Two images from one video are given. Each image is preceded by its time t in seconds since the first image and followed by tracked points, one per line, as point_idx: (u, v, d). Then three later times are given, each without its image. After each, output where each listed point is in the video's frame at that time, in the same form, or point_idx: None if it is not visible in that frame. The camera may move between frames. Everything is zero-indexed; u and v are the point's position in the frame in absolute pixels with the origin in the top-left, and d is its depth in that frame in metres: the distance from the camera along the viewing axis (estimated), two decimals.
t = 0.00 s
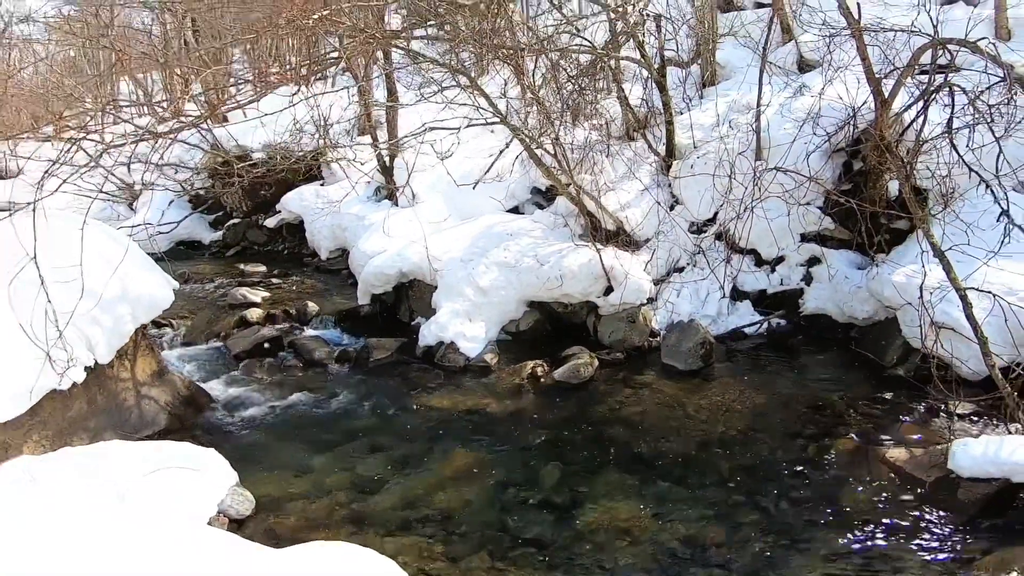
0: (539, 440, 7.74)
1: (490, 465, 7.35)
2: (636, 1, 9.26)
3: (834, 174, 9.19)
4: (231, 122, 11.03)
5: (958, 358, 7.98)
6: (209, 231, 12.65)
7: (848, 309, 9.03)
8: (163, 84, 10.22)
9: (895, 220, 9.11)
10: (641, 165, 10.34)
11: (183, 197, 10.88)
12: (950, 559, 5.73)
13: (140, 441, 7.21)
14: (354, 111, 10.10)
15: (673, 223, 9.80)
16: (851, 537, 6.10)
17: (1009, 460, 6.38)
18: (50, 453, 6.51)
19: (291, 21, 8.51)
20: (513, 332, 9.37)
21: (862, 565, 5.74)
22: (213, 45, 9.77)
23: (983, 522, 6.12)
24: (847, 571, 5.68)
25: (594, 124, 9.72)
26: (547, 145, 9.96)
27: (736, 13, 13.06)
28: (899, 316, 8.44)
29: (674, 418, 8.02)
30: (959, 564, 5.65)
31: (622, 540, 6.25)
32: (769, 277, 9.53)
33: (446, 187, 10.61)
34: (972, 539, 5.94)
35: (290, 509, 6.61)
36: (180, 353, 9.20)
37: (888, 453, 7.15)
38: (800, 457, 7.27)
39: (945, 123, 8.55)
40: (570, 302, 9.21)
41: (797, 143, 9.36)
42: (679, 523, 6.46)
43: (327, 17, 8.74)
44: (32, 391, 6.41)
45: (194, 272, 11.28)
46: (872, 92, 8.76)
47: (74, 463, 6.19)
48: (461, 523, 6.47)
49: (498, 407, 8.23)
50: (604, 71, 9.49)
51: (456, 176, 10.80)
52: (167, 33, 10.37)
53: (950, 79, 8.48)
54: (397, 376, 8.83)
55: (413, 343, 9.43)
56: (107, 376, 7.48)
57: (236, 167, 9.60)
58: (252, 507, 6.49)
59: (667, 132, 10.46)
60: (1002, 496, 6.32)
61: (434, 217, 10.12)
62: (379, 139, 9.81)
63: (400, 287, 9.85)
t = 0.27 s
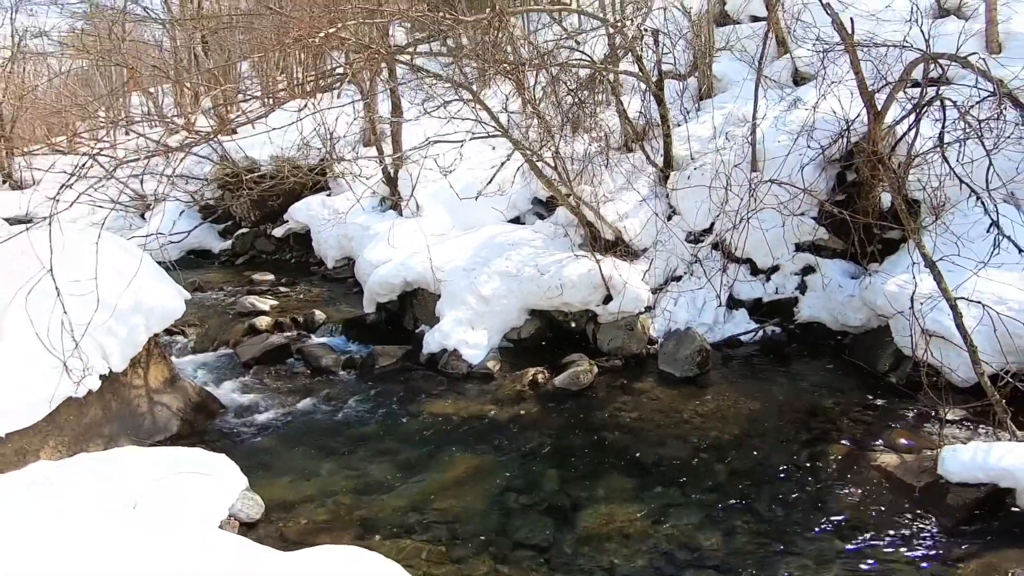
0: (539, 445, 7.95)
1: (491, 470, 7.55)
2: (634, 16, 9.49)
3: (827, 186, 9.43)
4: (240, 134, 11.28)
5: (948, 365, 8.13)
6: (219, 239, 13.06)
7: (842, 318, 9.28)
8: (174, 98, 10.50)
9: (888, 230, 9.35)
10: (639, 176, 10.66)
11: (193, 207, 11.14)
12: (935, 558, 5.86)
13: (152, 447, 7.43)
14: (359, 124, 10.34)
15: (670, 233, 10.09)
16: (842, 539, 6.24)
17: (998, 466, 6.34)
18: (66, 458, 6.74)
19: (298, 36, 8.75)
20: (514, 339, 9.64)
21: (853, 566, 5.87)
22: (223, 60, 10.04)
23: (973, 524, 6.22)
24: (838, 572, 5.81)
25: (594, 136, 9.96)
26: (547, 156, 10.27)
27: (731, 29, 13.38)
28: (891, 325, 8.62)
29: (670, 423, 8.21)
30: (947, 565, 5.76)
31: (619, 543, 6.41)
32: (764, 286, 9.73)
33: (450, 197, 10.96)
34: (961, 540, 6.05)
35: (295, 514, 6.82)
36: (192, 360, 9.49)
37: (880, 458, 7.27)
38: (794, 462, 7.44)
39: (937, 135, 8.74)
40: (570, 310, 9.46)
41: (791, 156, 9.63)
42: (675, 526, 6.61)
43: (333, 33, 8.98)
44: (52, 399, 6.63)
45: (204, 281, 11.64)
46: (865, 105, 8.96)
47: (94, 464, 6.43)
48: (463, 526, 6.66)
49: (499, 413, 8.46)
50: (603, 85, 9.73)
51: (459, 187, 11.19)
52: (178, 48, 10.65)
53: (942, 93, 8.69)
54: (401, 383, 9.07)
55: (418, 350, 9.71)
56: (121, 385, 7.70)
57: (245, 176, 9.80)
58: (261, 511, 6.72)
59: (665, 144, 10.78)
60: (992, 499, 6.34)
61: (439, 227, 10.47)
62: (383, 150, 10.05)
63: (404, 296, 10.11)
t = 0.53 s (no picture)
0: (539, 451, 8.19)
1: (491, 476, 7.78)
2: (632, 31, 9.74)
3: (821, 197, 9.68)
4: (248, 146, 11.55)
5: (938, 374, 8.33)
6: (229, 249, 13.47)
7: (835, 325, 9.51)
8: (184, 112, 10.78)
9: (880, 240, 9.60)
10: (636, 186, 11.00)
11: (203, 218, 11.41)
12: (924, 562, 5.97)
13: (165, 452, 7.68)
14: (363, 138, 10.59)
15: (667, 242, 10.38)
16: (833, 542, 6.41)
17: (985, 471, 6.48)
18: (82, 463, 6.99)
19: (304, 52, 9.01)
20: (516, 347, 9.93)
21: (844, 568, 6.03)
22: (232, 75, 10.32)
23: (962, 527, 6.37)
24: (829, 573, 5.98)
25: (592, 147, 10.21)
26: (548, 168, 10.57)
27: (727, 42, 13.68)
28: (883, 332, 8.86)
29: (667, 430, 8.44)
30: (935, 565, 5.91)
31: (617, 546, 6.60)
32: (759, 294, 10.05)
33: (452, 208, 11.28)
34: (949, 542, 6.21)
35: (304, 517, 7.06)
36: (203, 367, 9.79)
37: (871, 463, 7.46)
38: (788, 467, 7.62)
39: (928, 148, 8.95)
40: (570, 318, 9.74)
41: (784, 168, 9.88)
42: (671, 530, 6.80)
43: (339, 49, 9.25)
44: (69, 406, 6.88)
45: (214, 290, 11.98)
46: (858, 118, 9.15)
47: (111, 466, 6.67)
48: (465, 530, 6.88)
49: (500, 420, 8.72)
50: (601, 98, 9.98)
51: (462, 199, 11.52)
52: (188, 63, 10.95)
53: (932, 107, 8.92)
54: (405, 390, 9.34)
55: (421, 358, 9.98)
56: (134, 394, 7.95)
57: (253, 188, 10.04)
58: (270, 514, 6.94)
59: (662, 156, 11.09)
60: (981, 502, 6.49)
61: (443, 238, 10.80)
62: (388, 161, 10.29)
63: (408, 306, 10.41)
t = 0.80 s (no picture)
0: (538, 455, 8.44)
1: (492, 480, 8.03)
2: (629, 46, 9.99)
3: (813, 208, 9.96)
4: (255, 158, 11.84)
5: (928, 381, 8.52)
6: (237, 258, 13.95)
7: (827, 332, 9.78)
8: (194, 125, 11.09)
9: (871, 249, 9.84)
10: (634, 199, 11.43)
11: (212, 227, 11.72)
12: (917, 570, 6.06)
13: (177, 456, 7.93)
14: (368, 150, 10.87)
15: (663, 252, 10.76)
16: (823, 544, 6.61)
17: (971, 475, 6.70)
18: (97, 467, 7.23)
19: (310, 68, 9.27)
20: (517, 353, 10.21)
21: (834, 569, 6.22)
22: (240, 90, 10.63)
23: (950, 529, 6.55)
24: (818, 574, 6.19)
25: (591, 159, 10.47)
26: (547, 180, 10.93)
27: (722, 57, 14.00)
28: (874, 340, 9.06)
29: (663, 434, 8.68)
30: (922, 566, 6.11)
31: (614, 548, 6.82)
32: (753, 302, 10.39)
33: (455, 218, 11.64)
34: (936, 543, 6.41)
35: (312, 519, 7.31)
36: (214, 373, 10.14)
37: (861, 467, 7.68)
38: (780, 471, 7.83)
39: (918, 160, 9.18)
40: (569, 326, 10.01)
41: (778, 179, 10.14)
42: (666, 532, 7.02)
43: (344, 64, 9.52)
44: (83, 414, 7.10)
45: (223, 297, 12.36)
46: (850, 130, 9.37)
47: (125, 470, 6.92)
48: (467, 532, 7.13)
49: (501, 425, 8.98)
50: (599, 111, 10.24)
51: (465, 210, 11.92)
52: (198, 78, 11.26)
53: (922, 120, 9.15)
54: (409, 396, 9.62)
55: (425, 364, 10.27)
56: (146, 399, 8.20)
57: (260, 198, 10.28)
58: (278, 517, 7.19)
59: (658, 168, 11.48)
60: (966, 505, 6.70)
61: (446, 247, 11.15)
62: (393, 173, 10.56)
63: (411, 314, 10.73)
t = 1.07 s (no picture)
0: (538, 460, 8.69)
1: (493, 483, 8.29)
2: (626, 60, 10.23)
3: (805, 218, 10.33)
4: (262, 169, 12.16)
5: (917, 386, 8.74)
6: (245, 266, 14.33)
7: (819, 339, 10.05)
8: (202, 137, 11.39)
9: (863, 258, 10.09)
10: (632, 209, 11.80)
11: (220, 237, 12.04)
12: (902, 570, 6.29)
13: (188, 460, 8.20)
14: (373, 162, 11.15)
15: (660, 262, 11.11)
16: (813, 545, 6.83)
17: (958, 479, 6.91)
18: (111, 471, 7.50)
19: (316, 83, 9.53)
20: (518, 360, 10.48)
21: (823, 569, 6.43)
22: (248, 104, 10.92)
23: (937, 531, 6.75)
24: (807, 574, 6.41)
25: (590, 170, 10.74)
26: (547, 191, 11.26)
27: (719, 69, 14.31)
28: (865, 347, 9.31)
29: (659, 439, 8.92)
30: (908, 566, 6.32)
31: (610, 550, 7.06)
32: (747, 310, 10.70)
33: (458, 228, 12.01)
34: (922, 544, 6.60)
35: (319, 522, 7.58)
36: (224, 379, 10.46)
37: (852, 471, 7.90)
38: (772, 475, 8.07)
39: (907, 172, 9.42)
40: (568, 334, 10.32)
41: (773, 190, 10.39)
42: (661, 534, 7.26)
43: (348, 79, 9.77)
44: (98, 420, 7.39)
45: (232, 305, 12.71)
46: (842, 141, 9.59)
47: (139, 474, 7.17)
48: (468, 535, 7.39)
49: (502, 430, 9.24)
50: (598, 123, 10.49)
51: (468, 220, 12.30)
52: (206, 91, 11.56)
53: (913, 131, 9.37)
54: (413, 402, 9.89)
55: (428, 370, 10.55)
56: (157, 405, 8.50)
57: (267, 209, 10.59)
58: (287, 520, 7.47)
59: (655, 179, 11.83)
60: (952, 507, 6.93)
61: (449, 257, 11.52)
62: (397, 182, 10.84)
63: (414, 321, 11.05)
